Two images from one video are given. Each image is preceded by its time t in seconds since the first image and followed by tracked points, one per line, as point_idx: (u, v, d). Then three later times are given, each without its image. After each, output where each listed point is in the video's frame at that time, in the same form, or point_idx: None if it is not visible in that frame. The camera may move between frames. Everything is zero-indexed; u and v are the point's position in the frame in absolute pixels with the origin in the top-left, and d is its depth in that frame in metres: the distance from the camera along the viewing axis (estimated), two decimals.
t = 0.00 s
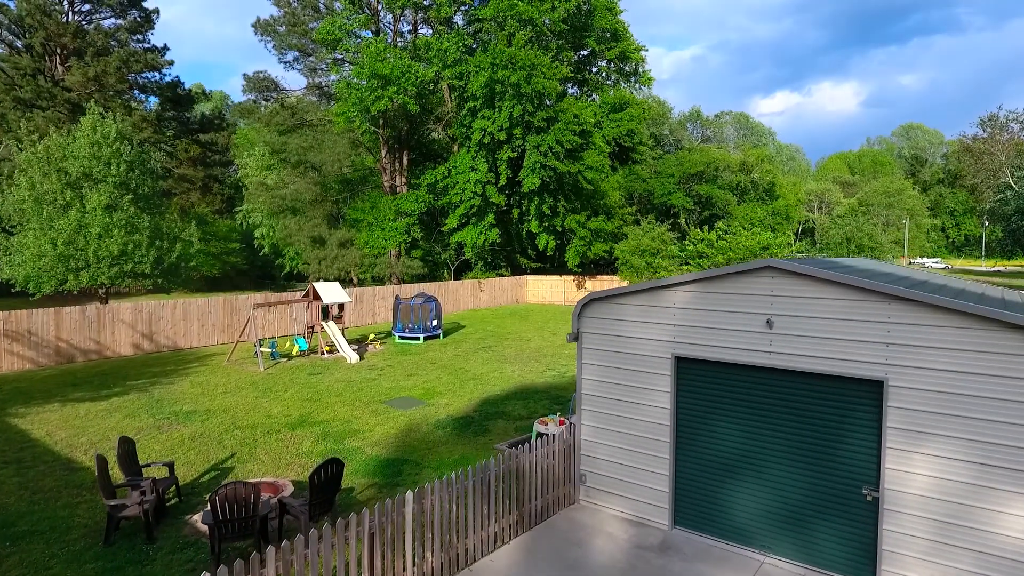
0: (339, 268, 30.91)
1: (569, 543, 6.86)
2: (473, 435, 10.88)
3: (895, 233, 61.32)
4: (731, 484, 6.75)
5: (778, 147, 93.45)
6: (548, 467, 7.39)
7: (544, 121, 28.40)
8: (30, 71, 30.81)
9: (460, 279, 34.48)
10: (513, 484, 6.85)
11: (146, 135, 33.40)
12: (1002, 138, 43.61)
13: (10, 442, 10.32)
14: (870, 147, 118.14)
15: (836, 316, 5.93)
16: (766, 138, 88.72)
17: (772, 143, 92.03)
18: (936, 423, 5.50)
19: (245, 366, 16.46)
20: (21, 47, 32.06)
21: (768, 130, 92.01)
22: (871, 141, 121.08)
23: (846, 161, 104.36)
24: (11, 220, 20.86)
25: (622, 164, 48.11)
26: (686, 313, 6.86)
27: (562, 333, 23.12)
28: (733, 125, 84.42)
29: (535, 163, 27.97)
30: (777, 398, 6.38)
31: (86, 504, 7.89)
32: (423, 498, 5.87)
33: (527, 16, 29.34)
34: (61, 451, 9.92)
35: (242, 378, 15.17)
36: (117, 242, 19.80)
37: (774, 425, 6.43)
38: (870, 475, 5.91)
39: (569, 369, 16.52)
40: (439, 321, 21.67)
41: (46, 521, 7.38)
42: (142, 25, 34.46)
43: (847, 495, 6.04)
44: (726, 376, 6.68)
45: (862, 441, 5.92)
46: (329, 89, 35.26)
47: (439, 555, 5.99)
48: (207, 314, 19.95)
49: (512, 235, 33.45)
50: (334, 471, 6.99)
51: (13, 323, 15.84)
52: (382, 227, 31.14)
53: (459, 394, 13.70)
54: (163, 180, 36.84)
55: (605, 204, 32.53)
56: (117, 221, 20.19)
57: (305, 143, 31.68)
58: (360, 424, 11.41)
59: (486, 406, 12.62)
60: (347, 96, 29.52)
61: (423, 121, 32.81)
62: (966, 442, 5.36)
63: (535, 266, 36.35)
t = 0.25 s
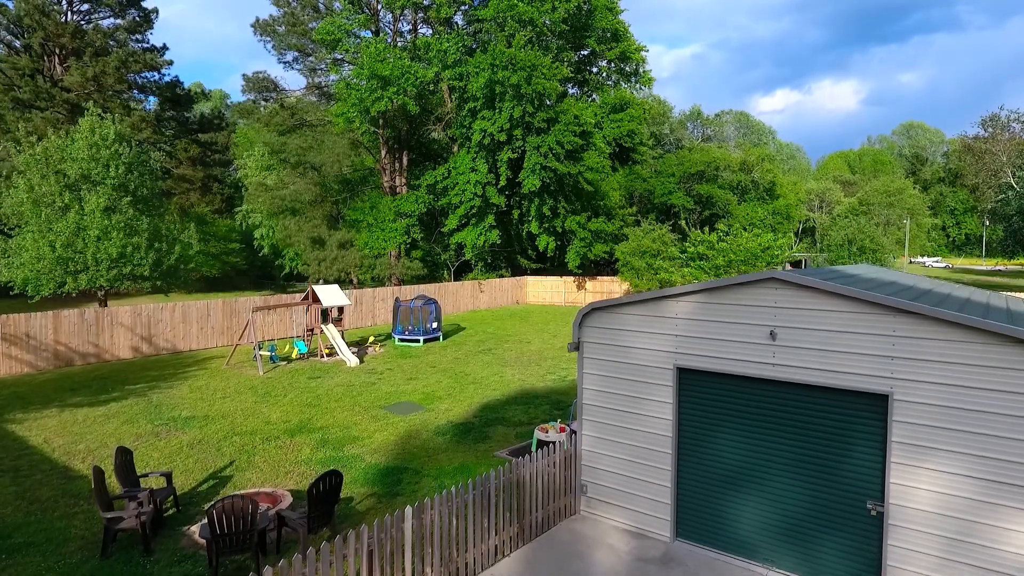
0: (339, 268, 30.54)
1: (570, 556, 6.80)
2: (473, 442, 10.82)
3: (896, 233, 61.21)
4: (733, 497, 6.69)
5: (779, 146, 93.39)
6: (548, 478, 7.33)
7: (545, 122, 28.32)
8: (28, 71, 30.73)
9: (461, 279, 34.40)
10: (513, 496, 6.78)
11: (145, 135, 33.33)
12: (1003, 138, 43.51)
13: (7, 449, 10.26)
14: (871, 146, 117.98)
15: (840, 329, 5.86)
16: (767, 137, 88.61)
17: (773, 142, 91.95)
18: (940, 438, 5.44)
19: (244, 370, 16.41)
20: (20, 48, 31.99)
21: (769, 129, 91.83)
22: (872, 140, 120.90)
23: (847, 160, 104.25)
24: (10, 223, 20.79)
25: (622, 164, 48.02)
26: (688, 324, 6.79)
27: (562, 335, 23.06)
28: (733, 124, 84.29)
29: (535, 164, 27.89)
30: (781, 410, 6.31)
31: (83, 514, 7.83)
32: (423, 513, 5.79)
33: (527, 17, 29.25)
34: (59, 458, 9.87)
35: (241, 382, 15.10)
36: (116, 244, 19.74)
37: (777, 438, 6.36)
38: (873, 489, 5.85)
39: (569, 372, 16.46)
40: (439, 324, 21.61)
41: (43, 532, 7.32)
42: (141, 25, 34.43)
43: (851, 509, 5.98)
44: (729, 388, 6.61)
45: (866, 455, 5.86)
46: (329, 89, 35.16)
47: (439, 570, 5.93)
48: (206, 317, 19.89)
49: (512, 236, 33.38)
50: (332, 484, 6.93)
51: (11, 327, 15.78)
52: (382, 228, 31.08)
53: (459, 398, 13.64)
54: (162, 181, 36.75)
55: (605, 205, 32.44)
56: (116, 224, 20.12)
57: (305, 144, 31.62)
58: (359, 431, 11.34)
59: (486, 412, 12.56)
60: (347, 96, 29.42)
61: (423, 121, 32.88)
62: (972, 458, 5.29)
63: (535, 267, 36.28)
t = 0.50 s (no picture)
0: (339, 269, 30.34)
1: (570, 569, 6.73)
2: (473, 449, 10.74)
3: (897, 232, 61.05)
4: (736, 509, 6.61)
5: (779, 145, 93.29)
6: (549, 490, 7.25)
7: (545, 123, 28.23)
8: (27, 72, 30.63)
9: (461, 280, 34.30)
10: (514, 508, 6.71)
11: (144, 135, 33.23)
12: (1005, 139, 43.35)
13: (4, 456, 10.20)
14: (872, 144, 117.76)
15: (844, 342, 5.79)
16: (767, 135, 88.46)
17: (773, 140, 91.81)
18: (946, 454, 5.37)
19: (243, 373, 16.34)
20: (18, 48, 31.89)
21: (769, 128, 91.61)
22: (872, 139, 120.66)
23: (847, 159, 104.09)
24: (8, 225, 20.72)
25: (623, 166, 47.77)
26: (691, 335, 6.72)
27: (562, 337, 22.98)
28: (733, 123, 84.07)
29: (535, 165, 27.78)
30: (784, 423, 6.24)
31: (80, 525, 7.77)
32: (422, 528, 5.72)
33: (528, 17, 29.14)
34: (56, 467, 9.80)
35: (240, 386, 15.03)
36: (115, 247, 19.66)
37: (781, 451, 6.29)
38: (878, 505, 5.78)
39: (569, 376, 16.39)
40: (439, 326, 21.55)
41: (39, 544, 7.26)
42: (140, 25, 34.37)
43: (856, 524, 5.90)
44: (732, 401, 6.53)
45: (870, 469, 5.79)
46: (328, 89, 35.02)
47: None
48: (205, 319, 19.82)
49: (513, 236, 33.29)
50: (331, 496, 6.86)
51: (9, 331, 15.71)
52: (382, 229, 31.01)
53: (458, 403, 13.58)
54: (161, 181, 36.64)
55: (606, 206, 32.32)
56: (115, 226, 20.03)
57: (304, 144, 31.53)
58: (359, 437, 11.28)
59: (486, 418, 12.48)
60: (346, 97, 29.30)
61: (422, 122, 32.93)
62: (979, 474, 5.22)
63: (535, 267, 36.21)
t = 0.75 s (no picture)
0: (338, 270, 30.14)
1: None
2: (473, 456, 10.67)
3: (898, 231, 60.99)
4: (739, 523, 6.54)
5: (780, 144, 93.17)
6: (549, 502, 7.18)
7: (546, 124, 28.15)
8: (25, 72, 30.54)
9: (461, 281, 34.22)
10: (514, 522, 6.64)
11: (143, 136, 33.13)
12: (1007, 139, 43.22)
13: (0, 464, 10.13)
14: (872, 143, 117.62)
15: (849, 356, 5.72)
16: (767, 134, 88.36)
17: (773, 139, 91.70)
18: (952, 470, 5.31)
19: (242, 377, 16.28)
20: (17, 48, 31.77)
21: (769, 126, 91.48)
22: (873, 138, 120.51)
23: (847, 158, 103.95)
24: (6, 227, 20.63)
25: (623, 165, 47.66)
26: (693, 346, 6.65)
27: (563, 340, 22.90)
28: (733, 122, 83.94)
29: (536, 166, 27.67)
30: (787, 437, 6.17)
31: (77, 536, 7.71)
32: (421, 545, 5.65)
33: (528, 18, 29.06)
34: (53, 475, 9.73)
35: (239, 391, 14.96)
36: (113, 249, 19.57)
37: (784, 465, 6.21)
38: (884, 520, 5.70)
39: (570, 380, 16.32)
40: (438, 328, 21.50)
41: (35, 557, 7.19)
42: (139, 24, 34.29)
43: (860, 540, 5.83)
44: (735, 414, 6.46)
45: (875, 485, 5.72)
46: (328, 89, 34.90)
47: None
48: (204, 322, 19.76)
49: (513, 237, 33.21)
50: (330, 509, 6.78)
51: (7, 335, 15.64)
52: (381, 230, 30.93)
53: (458, 408, 13.51)
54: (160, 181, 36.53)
55: (606, 206, 32.24)
56: (113, 228, 19.95)
57: (304, 145, 31.48)
58: (358, 444, 11.21)
59: (486, 424, 12.41)
60: (346, 97, 29.19)
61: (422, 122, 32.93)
62: (986, 491, 5.16)
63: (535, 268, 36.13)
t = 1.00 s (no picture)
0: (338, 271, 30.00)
1: None
2: (473, 464, 10.59)
3: (898, 231, 60.95)
4: (741, 537, 6.46)
5: (780, 143, 93.05)
6: (550, 514, 7.11)
7: (546, 125, 28.09)
8: (23, 72, 30.44)
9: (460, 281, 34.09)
10: (513, 535, 6.58)
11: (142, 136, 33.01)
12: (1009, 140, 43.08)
13: None
14: (873, 142, 117.51)
15: (854, 369, 5.65)
16: (767, 133, 88.17)
17: (773, 138, 91.58)
18: (958, 487, 5.24)
19: (241, 381, 16.21)
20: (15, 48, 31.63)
21: (769, 125, 91.34)
22: (873, 136, 120.34)
23: (847, 157, 103.81)
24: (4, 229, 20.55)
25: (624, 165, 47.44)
26: (696, 357, 6.58)
27: (563, 342, 22.83)
28: (733, 121, 83.82)
29: (536, 168, 27.53)
30: (791, 451, 6.10)
31: (73, 549, 7.65)
32: (420, 562, 5.58)
33: (528, 18, 28.99)
34: (50, 483, 9.65)
35: (237, 395, 14.88)
36: (112, 252, 19.47)
37: (786, 480, 6.14)
38: (888, 536, 5.62)
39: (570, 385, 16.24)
40: (438, 331, 21.49)
41: (31, 569, 7.12)
42: (138, 24, 34.18)
43: (865, 556, 5.75)
44: (738, 427, 6.39)
45: (880, 501, 5.64)
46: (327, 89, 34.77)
47: None
48: (203, 325, 19.70)
49: (512, 237, 33.12)
50: (326, 522, 6.75)
51: (4, 339, 15.56)
52: (381, 231, 30.84)
53: (458, 414, 13.44)
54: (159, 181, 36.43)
55: (606, 207, 32.16)
56: (112, 230, 19.86)
57: (303, 145, 31.55)
58: (357, 450, 11.13)
59: (486, 429, 12.34)
60: (344, 98, 29.06)
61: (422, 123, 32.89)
62: (991, 509, 5.09)
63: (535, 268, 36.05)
